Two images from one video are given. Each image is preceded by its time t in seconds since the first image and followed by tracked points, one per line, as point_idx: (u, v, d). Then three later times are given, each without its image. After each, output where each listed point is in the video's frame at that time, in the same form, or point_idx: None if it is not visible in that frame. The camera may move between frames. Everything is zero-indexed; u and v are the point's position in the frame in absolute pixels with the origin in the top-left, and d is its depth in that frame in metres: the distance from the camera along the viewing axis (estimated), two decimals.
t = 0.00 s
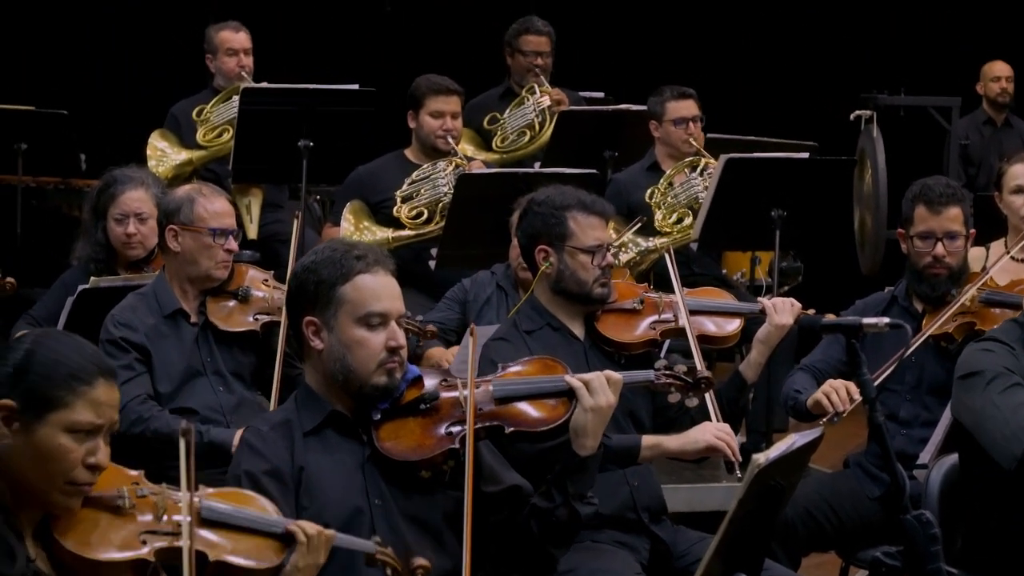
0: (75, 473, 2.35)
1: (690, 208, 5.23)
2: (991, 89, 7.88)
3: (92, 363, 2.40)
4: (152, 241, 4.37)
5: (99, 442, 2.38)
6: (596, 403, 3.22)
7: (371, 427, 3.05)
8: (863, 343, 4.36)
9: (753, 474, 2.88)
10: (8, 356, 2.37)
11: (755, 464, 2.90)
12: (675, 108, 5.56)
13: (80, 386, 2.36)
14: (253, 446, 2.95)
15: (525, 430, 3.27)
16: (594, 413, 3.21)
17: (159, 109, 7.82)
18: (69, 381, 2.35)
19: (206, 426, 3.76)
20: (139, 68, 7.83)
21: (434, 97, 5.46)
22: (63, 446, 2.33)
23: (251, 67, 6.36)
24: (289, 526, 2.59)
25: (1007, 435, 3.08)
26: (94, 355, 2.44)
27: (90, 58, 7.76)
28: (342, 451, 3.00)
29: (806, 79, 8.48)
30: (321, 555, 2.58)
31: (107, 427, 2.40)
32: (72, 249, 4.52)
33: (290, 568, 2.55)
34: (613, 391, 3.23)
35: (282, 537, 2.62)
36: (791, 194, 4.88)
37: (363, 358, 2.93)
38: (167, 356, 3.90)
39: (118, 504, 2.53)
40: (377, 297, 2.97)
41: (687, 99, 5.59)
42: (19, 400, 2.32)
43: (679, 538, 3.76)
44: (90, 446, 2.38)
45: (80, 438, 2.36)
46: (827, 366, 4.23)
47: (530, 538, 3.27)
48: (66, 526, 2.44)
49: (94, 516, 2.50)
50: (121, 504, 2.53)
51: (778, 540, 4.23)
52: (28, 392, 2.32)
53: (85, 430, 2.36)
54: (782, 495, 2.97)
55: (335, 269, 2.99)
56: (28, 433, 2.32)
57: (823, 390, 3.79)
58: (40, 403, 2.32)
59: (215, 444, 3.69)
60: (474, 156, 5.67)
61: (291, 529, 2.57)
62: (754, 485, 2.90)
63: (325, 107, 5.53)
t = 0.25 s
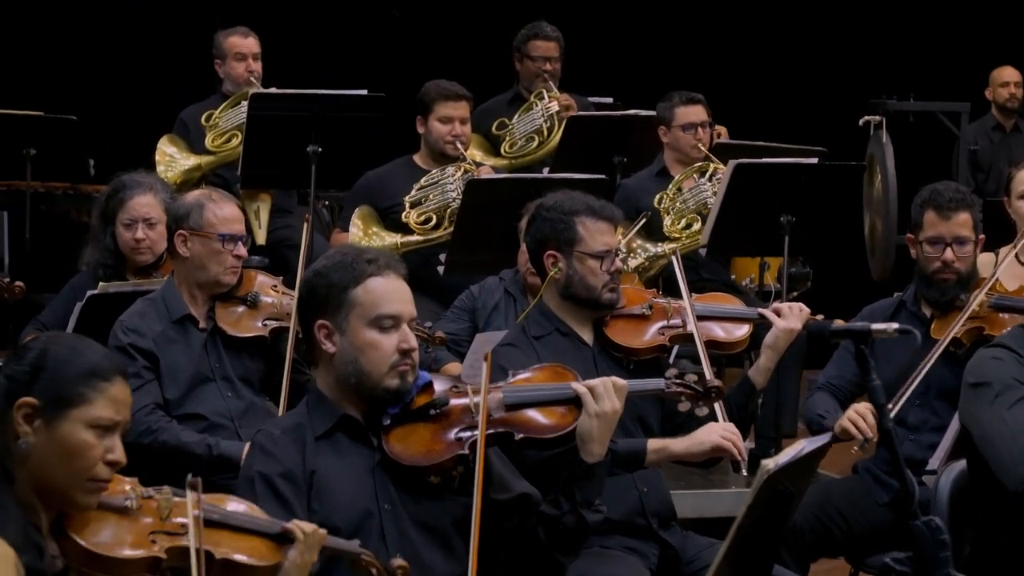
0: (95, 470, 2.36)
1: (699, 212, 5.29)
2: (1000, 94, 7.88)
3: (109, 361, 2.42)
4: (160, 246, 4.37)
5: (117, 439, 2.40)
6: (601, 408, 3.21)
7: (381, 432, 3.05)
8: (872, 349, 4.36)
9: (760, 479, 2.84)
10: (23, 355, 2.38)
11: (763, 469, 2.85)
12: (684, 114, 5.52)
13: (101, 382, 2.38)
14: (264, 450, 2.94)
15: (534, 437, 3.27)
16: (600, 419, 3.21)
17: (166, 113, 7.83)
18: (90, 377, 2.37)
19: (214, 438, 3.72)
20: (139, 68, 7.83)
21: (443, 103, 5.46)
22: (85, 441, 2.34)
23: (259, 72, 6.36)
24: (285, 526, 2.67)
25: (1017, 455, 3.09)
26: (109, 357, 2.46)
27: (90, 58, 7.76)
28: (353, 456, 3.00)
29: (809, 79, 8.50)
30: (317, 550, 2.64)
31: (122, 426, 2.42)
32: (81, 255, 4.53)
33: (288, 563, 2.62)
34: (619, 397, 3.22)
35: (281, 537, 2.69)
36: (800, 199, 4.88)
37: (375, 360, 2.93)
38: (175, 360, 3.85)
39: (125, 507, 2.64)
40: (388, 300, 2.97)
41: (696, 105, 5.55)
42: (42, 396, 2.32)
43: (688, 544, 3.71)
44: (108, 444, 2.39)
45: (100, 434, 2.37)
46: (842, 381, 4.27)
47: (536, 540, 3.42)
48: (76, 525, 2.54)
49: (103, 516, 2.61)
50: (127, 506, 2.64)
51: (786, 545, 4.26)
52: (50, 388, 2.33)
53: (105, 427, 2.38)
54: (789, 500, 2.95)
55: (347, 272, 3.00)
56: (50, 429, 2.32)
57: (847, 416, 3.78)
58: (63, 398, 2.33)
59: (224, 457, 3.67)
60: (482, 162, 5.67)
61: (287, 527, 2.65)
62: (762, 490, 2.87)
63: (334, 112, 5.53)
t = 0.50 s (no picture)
0: (110, 468, 2.35)
1: (709, 217, 5.28)
2: (1010, 100, 7.85)
3: (114, 357, 2.40)
4: (171, 250, 4.38)
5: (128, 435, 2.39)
6: (615, 416, 3.25)
7: (395, 436, 3.04)
8: (883, 354, 4.35)
9: (772, 483, 2.84)
10: (25, 354, 2.35)
11: (774, 472, 2.85)
12: (695, 118, 5.55)
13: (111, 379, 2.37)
14: (277, 449, 2.95)
15: (548, 444, 3.26)
16: (614, 427, 3.24)
17: (175, 117, 7.84)
18: (99, 374, 2.35)
19: (226, 443, 3.72)
20: (139, 68, 7.83)
21: (454, 107, 5.46)
22: (100, 440, 2.33)
23: (270, 76, 6.36)
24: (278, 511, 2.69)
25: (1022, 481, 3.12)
26: (112, 352, 2.44)
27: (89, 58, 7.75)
28: (366, 460, 3.00)
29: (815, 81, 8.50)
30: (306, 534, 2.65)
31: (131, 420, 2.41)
32: (91, 258, 4.53)
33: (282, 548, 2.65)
34: (634, 405, 3.25)
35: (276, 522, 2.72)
36: (810, 204, 4.88)
37: (391, 364, 2.93)
38: (186, 364, 3.85)
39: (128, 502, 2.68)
40: (405, 304, 2.97)
41: (706, 108, 5.59)
42: (55, 396, 2.30)
43: (698, 548, 3.70)
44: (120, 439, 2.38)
45: (112, 431, 2.35)
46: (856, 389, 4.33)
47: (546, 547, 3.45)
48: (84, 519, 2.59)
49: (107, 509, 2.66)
50: (130, 501, 2.68)
51: (797, 550, 4.24)
52: (62, 388, 2.31)
53: (116, 423, 2.36)
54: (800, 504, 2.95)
55: (364, 276, 3.00)
56: (66, 429, 2.30)
57: (866, 430, 3.88)
58: (76, 398, 2.31)
59: (235, 461, 3.66)
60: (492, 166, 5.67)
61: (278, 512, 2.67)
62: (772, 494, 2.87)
63: (344, 116, 5.53)
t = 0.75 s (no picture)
0: (123, 481, 2.27)
1: (717, 222, 5.28)
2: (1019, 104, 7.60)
3: (130, 368, 2.32)
4: (179, 255, 4.37)
5: (143, 448, 2.30)
6: (625, 425, 3.23)
7: (405, 441, 3.04)
8: (892, 360, 4.35)
9: (781, 488, 2.84)
10: (39, 364, 2.30)
11: (783, 478, 2.86)
12: (702, 123, 5.53)
13: (123, 392, 2.28)
14: (287, 453, 2.97)
15: (557, 451, 3.27)
16: (623, 435, 3.22)
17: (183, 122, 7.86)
18: (112, 386, 2.27)
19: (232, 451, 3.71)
20: (139, 68, 7.88)
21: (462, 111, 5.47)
22: (110, 454, 2.25)
23: (278, 81, 6.37)
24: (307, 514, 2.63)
25: None
26: (131, 362, 2.36)
27: (90, 58, 7.81)
28: (376, 465, 3.00)
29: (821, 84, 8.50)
30: (340, 537, 2.60)
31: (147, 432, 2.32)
32: (99, 264, 4.53)
33: (310, 551, 2.57)
34: (643, 415, 3.22)
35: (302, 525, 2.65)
36: (818, 210, 4.90)
37: (402, 372, 2.94)
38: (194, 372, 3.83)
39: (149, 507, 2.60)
40: (418, 313, 2.97)
41: (714, 113, 5.60)
42: (63, 408, 2.24)
43: (707, 554, 3.68)
44: (134, 452, 2.30)
45: (125, 445, 2.28)
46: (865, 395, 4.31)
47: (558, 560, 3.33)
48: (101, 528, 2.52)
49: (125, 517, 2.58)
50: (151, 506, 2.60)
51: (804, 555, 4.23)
52: (71, 399, 2.25)
53: (129, 437, 2.28)
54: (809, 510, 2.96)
55: (377, 282, 3.00)
56: (74, 443, 2.24)
57: (873, 431, 3.85)
58: (85, 411, 2.24)
59: (240, 468, 3.65)
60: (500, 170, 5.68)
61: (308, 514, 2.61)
62: (782, 500, 2.87)
63: (352, 121, 5.54)
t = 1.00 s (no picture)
0: (147, 493, 2.23)
1: (725, 226, 5.32)
2: None
3: (165, 380, 2.26)
4: (185, 259, 4.37)
5: (172, 461, 2.26)
6: (632, 429, 3.19)
7: (412, 446, 3.04)
8: (900, 363, 4.34)
9: (788, 492, 2.85)
10: (79, 367, 2.26)
11: (790, 482, 2.85)
12: (709, 127, 5.53)
13: (155, 405, 2.23)
14: (294, 456, 2.97)
15: (563, 455, 3.27)
16: (630, 440, 3.19)
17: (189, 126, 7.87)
18: (144, 399, 2.22)
19: (238, 458, 3.62)
20: (139, 68, 7.91)
21: (470, 115, 5.47)
22: (136, 465, 2.21)
23: (285, 85, 6.37)
24: (362, 544, 2.46)
25: None
26: (170, 373, 2.30)
27: (90, 59, 7.83)
28: (383, 470, 3.00)
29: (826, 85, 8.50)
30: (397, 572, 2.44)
31: (180, 445, 2.27)
32: (106, 268, 4.53)
33: None
34: (647, 418, 3.19)
35: (352, 554, 2.47)
36: (825, 214, 4.91)
37: (408, 378, 2.93)
38: (201, 378, 3.83)
39: (189, 520, 2.39)
40: (426, 319, 2.96)
41: (722, 118, 5.57)
42: (92, 415, 2.20)
43: (714, 557, 3.70)
44: (164, 464, 2.25)
45: (153, 457, 2.23)
46: (872, 395, 4.32)
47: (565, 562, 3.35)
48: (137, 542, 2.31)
49: (163, 530, 2.37)
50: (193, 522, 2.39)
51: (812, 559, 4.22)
52: (103, 408, 2.20)
53: (160, 449, 2.23)
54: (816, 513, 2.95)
55: (385, 288, 2.99)
56: (101, 450, 2.20)
57: (882, 432, 3.82)
58: (114, 419, 2.20)
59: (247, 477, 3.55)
60: (508, 175, 5.68)
61: (364, 544, 2.45)
62: (789, 504, 2.86)
63: (358, 125, 5.54)
